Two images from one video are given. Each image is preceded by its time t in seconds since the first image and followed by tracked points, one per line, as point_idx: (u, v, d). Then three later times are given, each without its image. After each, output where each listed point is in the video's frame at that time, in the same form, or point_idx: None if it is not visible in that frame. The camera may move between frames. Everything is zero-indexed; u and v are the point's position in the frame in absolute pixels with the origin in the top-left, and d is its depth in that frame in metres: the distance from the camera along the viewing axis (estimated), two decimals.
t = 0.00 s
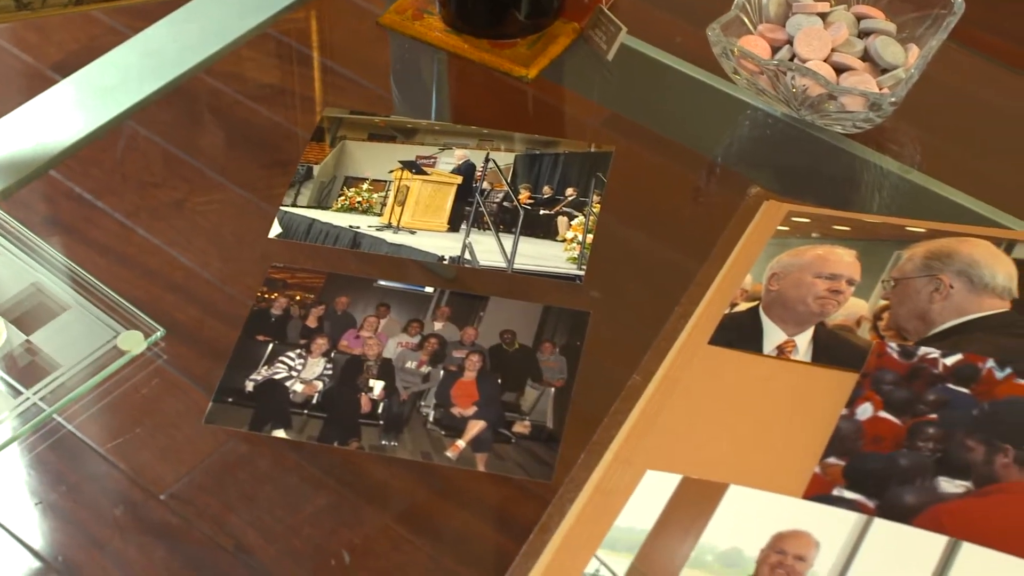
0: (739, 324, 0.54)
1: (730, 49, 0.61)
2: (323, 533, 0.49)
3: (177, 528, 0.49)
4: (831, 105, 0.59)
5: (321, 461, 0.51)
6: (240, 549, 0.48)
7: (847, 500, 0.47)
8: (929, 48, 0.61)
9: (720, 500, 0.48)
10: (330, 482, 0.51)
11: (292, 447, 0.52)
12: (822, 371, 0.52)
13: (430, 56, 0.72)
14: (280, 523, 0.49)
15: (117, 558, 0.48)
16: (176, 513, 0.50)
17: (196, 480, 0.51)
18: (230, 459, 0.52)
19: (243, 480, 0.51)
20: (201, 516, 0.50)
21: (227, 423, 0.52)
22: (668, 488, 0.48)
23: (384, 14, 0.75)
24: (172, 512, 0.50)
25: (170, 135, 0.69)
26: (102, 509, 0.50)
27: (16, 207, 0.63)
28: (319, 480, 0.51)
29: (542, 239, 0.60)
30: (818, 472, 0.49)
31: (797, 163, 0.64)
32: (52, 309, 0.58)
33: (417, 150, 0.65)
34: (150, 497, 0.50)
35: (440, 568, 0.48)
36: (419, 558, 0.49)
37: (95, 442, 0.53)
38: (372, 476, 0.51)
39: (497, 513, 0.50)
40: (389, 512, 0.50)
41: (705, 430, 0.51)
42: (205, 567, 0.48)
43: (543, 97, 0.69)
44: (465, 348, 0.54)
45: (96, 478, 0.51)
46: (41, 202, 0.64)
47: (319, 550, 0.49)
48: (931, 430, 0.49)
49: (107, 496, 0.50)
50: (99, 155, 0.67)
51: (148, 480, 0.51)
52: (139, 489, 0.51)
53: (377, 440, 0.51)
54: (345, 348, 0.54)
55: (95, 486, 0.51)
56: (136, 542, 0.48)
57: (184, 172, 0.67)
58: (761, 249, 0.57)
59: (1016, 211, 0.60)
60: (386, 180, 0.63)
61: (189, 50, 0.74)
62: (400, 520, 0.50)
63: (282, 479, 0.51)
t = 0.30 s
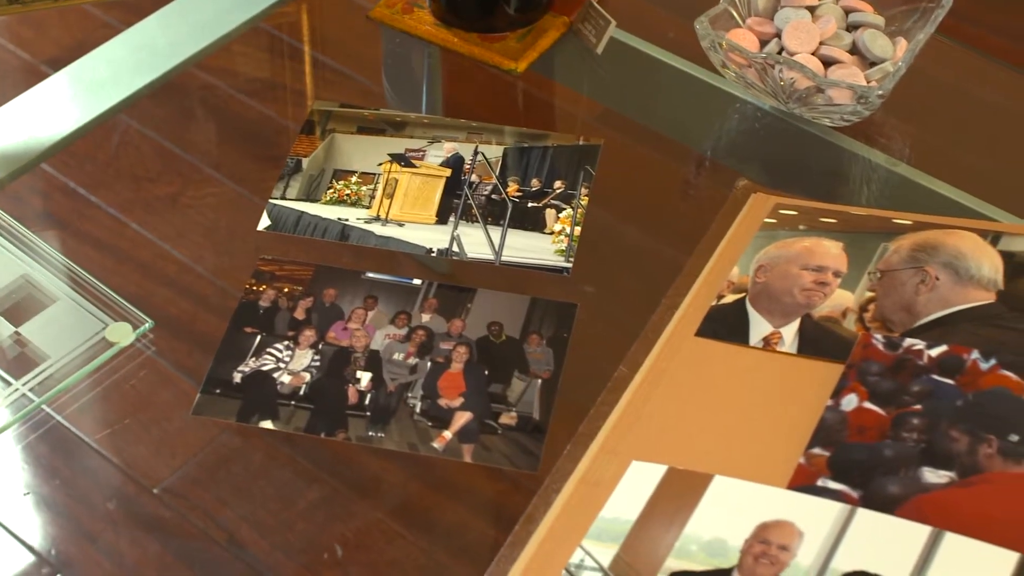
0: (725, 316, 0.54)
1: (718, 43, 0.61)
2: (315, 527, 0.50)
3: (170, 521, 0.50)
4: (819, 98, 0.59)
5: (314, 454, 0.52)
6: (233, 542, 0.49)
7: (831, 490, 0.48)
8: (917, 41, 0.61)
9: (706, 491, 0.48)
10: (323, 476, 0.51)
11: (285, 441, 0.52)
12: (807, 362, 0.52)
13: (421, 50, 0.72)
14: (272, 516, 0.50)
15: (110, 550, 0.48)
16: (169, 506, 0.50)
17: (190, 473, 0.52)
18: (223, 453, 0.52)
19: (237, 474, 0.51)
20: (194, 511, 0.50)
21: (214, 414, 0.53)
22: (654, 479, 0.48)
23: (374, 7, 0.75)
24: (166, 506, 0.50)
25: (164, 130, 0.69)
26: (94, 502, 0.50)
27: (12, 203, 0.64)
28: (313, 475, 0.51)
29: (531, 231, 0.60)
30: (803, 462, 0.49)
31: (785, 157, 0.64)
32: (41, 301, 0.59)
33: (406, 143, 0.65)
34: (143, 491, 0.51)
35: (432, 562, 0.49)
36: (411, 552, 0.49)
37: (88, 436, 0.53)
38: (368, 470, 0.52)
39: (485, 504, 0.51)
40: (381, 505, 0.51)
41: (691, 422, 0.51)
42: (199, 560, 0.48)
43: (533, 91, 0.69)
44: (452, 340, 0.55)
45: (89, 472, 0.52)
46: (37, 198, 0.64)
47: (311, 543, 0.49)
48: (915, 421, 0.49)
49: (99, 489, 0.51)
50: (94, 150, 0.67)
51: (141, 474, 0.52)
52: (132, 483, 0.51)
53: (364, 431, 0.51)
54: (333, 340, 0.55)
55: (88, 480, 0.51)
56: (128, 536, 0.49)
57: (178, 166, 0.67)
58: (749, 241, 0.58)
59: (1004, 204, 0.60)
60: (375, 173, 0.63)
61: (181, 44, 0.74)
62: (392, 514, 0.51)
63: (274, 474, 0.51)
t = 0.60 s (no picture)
0: (711, 309, 0.54)
1: (706, 37, 0.61)
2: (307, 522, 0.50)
3: (163, 515, 0.50)
4: (806, 91, 0.59)
5: (307, 451, 0.52)
6: (225, 536, 0.49)
7: (815, 481, 0.48)
8: (904, 36, 0.61)
9: (690, 483, 0.48)
10: (314, 470, 0.51)
11: (276, 435, 0.52)
12: (793, 354, 0.52)
13: (410, 45, 0.73)
14: (264, 510, 0.50)
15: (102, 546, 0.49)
16: (161, 501, 0.50)
17: (182, 467, 0.52)
18: (215, 448, 0.52)
19: (229, 469, 0.52)
20: (186, 505, 0.50)
21: (201, 406, 0.53)
22: (639, 470, 0.49)
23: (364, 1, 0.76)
24: (158, 500, 0.51)
25: (157, 126, 0.69)
26: (87, 498, 0.51)
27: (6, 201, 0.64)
28: (304, 469, 0.51)
29: (518, 224, 0.60)
30: (788, 454, 0.49)
31: (774, 150, 0.64)
32: (30, 295, 0.59)
33: (394, 137, 0.65)
34: (136, 485, 0.51)
35: (425, 557, 0.49)
36: (403, 546, 0.49)
37: (82, 432, 0.53)
38: (361, 464, 0.51)
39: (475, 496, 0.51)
40: (372, 499, 0.51)
41: (677, 413, 0.51)
42: (192, 555, 0.48)
43: (522, 85, 0.70)
44: (439, 333, 0.55)
45: (82, 467, 0.52)
46: (31, 194, 0.64)
47: (303, 537, 0.49)
48: (899, 413, 0.50)
49: (93, 485, 0.51)
50: (88, 146, 0.68)
51: (134, 468, 0.52)
52: (125, 477, 0.51)
53: (351, 423, 0.52)
54: (320, 333, 0.55)
55: (81, 474, 0.52)
56: (121, 530, 0.49)
57: (172, 162, 0.67)
58: (736, 234, 0.58)
59: (990, 197, 0.60)
60: (363, 166, 0.63)
61: (172, 39, 0.74)
62: (384, 508, 0.50)
63: (265, 467, 0.51)
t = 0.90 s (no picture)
0: (697, 302, 0.54)
1: (694, 32, 0.61)
2: (299, 517, 0.50)
3: (154, 511, 0.51)
4: (793, 86, 0.60)
5: (298, 445, 0.52)
6: (217, 532, 0.50)
7: (798, 473, 0.48)
8: (891, 30, 0.61)
9: (674, 474, 0.49)
10: (306, 465, 0.52)
11: (268, 431, 0.52)
12: (778, 347, 0.52)
13: (400, 39, 0.73)
14: (255, 504, 0.51)
15: (95, 541, 0.50)
16: (153, 496, 0.51)
17: (174, 463, 0.52)
18: (207, 443, 0.53)
19: (222, 464, 0.52)
20: (178, 500, 0.51)
21: (188, 399, 0.53)
22: (624, 463, 0.49)
23: None
24: (151, 496, 0.51)
25: (150, 122, 0.70)
26: (79, 493, 0.51)
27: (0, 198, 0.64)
28: (296, 464, 0.52)
29: (505, 218, 0.61)
30: (772, 446, 0.49)
31: (762, 145, 0.65)
32: (17, 287, 0.59)
33: (383, 131, 0.65)
34: (128, 480, 0.52)
35: (416, 552, 0.49)
36: (393, 540, 0.50)
37: (74, 428, 0.54)
38: (352, 460, 0.52)
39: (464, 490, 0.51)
40: (364, 495, 0.51)
41: (662, 406, 0.51)
42: (184, 552, 0.49)
43: (511, 79, 0.70)
44: (426, 326, 0.55)
45: (73, 462, 0.52)
46: (25, 190, 0.64)
47: (294, 532, 0.50)
48: (883, 405, 0.50)
49: (84, 480, 0.52)
50: (83, 143, 0.68)
51: (125, 463, 0.52)
52: (117, 472, 0.52)
53: (338, 416, 0.52)
54: (307, 326, 0.55)
55: (73, 469, 0.52)
56: (113, 525, 0.50)
57: (165, 159, 0.67)
58: (722, 228, 0.58)
59: (976, 190, 0.61)
60: (351, 161, 0.63)
61: (162, 34, 0.74)
62: (377, 504, 0.51)
63: (257, 463, 0.52)
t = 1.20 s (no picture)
0: (682, 296, 0.55)
1: (680, 27, 0.61)
2: (290, 513, 0.51)
3: (145, 506, 0.51)
4: (779, 81, 0.60)
5: (287, 439, 0.53)
6: (207, 527, 0.50)
7: (783, 466, 0.48)
8: (878, 25, 0.62)
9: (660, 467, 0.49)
10: (297, 461, 0.52)
11: (260, 427, 0.53)
12: (763, 340, 0.53)
13: (389, 35, 0.73)
14: (245, 500, 0.51)
15: (86, 537, 0.50)
16: (144, 491, 0.52)
17: (165, 458, 0.53)
18: (198, 439, 0.53)
19: (212, 459, 0.52)
20: (169, 495, 0.51)
21: (175, 393, 0.53)
22: (608, 456, 0.49)
23: None
24: (142, 491, 0.52)
25: (142, 118, 0.70)
26: (70, 488, 0.52)
27: None
28: (287, 459, 0.52)
29: (492, 212, 0.61)
30: (756, 438, 0.49)
31: (749, 140, 0.65)
32: (6, 281, 0.60)
33: (371, 126, 0.65)
34: (119, 476, 0.52)
35: (406, 546, 0.50)
36: (382, 534, 0.50)
37: (65, 422, 0.54)
38: (343, 456, 0.52)
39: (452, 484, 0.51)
40: (355, 490, 0.52)
41: (646, 400, 0.51)
42: (175, 547, 0.50)
43: (500, 74, 0.70)
44: (412, 320, 0.55)
45: (64, 457, 0.53)
46: (18, 186, 0.65)
47: (286, 527, 0.50)
48: (867, 398, 0.50)
49: (75, 475, 0.52)
50: (76, 140, 0.68)
51: (116, 458, 0.53)
52: (108, 467, 0.52)
53: (324, 409, 0.52)
54: (294, 320, 0.55)
55: (64, 465, 0.53)
56: (104, 520, 0.51)
57: (157, 155, 0.68)
58: (708, 223, 0.58)
59: (962, 185, 0.61)
60: (339, 155, 0.63)
61: (152, 30, 0.74)
62: (367, 499, 0.51)
63: (248, 458, 0.52)
